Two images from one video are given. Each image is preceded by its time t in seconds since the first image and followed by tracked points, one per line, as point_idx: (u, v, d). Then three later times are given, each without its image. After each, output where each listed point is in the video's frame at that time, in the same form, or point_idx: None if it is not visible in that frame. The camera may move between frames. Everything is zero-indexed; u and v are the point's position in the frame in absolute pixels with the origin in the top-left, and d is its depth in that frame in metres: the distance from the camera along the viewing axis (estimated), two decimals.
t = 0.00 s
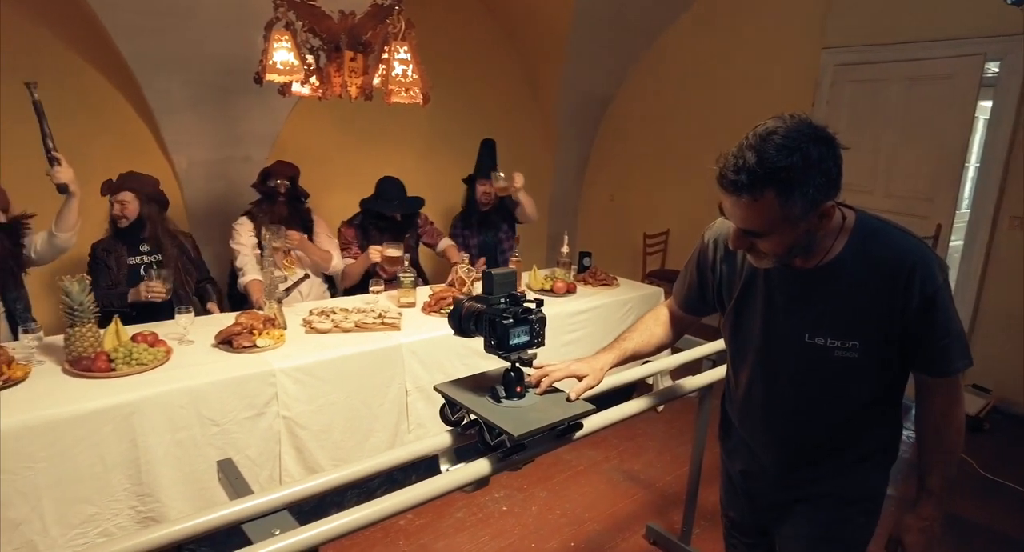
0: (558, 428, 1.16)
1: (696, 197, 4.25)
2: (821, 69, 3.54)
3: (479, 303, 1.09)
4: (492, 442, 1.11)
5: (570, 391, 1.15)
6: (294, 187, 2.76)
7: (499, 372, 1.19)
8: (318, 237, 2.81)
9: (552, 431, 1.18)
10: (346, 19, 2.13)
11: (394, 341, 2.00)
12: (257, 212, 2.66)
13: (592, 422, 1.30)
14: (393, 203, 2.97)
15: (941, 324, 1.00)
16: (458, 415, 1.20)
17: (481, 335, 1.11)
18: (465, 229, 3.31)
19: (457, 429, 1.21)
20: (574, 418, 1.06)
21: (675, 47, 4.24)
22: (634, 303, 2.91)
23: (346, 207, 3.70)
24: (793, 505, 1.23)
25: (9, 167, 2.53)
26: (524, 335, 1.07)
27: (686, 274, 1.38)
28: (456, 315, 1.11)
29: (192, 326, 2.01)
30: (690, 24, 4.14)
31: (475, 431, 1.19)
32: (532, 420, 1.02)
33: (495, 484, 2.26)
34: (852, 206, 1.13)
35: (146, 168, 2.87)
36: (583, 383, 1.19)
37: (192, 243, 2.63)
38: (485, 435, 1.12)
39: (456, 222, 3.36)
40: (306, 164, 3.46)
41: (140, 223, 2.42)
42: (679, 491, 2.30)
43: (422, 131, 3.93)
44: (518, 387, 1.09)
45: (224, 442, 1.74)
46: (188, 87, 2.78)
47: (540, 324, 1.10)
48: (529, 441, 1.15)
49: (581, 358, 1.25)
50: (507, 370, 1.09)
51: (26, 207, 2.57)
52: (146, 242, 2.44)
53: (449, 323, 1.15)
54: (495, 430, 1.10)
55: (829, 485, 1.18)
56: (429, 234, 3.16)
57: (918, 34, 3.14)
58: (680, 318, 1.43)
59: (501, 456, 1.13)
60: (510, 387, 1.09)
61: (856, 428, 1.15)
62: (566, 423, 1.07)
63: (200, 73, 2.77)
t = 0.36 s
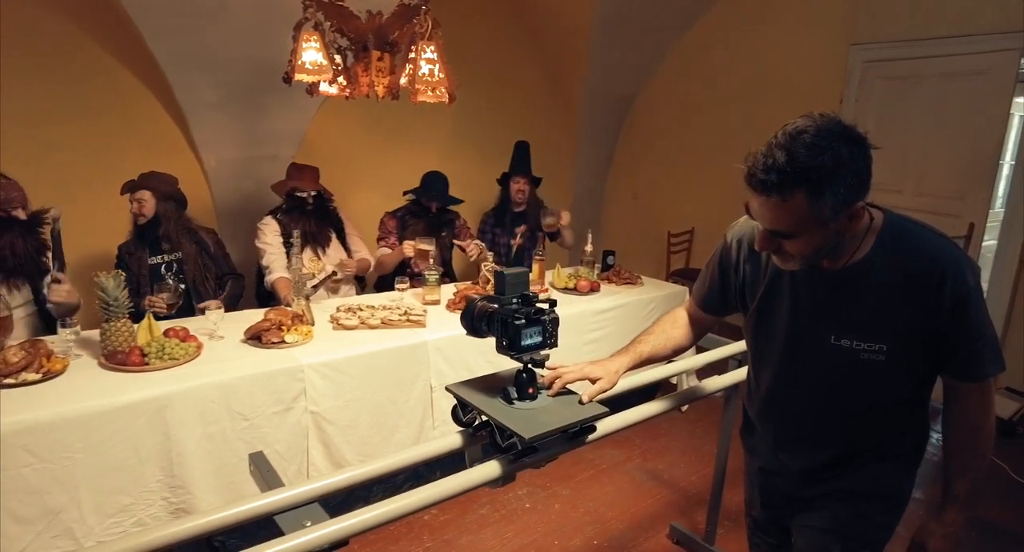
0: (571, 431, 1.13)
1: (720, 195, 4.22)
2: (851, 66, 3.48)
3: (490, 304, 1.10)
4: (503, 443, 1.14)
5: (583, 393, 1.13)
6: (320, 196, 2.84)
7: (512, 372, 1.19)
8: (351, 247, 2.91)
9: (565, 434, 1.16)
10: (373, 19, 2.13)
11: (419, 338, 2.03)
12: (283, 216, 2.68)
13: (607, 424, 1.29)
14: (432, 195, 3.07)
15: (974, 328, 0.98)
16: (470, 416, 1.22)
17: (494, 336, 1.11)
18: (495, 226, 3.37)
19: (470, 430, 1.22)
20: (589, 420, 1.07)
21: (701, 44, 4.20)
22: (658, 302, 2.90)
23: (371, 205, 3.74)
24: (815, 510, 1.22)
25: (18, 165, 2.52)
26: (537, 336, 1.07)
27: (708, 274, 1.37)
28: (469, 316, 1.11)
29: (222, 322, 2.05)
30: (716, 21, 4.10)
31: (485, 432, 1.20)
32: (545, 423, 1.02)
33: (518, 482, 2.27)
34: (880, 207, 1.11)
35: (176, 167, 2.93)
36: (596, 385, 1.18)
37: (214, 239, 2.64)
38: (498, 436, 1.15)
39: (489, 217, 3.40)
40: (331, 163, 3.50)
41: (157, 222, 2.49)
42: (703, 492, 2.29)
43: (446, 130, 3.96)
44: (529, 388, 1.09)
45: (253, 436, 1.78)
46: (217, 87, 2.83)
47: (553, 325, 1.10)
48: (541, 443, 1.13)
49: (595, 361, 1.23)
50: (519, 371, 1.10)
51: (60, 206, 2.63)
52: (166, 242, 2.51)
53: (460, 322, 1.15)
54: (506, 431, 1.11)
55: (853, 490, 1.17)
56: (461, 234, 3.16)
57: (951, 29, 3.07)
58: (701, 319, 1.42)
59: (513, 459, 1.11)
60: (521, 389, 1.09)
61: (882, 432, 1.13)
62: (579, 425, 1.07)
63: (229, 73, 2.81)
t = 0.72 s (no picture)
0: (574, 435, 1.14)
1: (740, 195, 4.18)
2: (874, 64, 3.42)
3: (493, 306, 1.10)
4: (503, 447, 1.13)
5: (586, 397, 1.13)
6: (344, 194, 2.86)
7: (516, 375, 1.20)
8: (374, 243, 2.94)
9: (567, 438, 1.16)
10: (393, 19, 2.14)
11: (438, 337, 2.04)
12: (308, 212, 2.73)
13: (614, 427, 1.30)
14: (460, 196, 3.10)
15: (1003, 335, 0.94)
16: (471, 419, 1.20)
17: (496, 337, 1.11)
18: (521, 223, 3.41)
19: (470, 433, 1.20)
20: (593, 424, 1.06)
21: (720, 42, 4.17)
22: (677, 302, 2.89)
23: (390, 205, 3.78)
24: (835, 522, 1.20)
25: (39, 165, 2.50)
26: (539, 338, 1.06)
27: (720, 279, 1.37)
28: (472, 316, 1.11)
29: (244, 320, 2.09)
30: (736, 19, 4.06)
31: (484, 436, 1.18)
32: (549, 426, 1.02)
33: (535, 480, 2.28)
34: (902, 212, 1.10)
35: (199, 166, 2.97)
36: (600, 390, 1.18)
37: (237, 240, 2.71)
38: (497, 440, 1.13)
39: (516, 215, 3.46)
40: (351, 163, 3.54)
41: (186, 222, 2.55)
42: (721, 493, 2.28)
43: (464, 129, 3.98)
44: (532, 392, 1.09)
45: (274, 432, 1.80)
46: (239, 88, 2.87)
47: (556, 327, 1.09)
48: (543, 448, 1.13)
49: (600, 365, 1.24)
50: (522, 373, 1.09)
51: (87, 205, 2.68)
52: (191, 242, 2.56)
53: (464, 322, 1.15)
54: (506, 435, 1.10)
55: (875, 503, 1.14)
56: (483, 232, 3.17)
57: (980, 26, 3.00)
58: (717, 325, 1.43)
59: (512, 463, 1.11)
60: (522, 393, 1.09)
61: (905, 444, 1.11)
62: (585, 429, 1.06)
63: (251, 74, 2.85)
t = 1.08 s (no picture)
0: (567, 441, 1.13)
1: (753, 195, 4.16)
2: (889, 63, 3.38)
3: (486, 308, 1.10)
4: (495, 452, 1.11)
5: (578, 403, 1.13)
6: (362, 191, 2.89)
7: (507, 379, 1.20)
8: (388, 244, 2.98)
9: (561, 444, 1.16)
10: (406, 20, 2.15)
11: (449, 336, 2.06)
12: (325, 208, 2.78)
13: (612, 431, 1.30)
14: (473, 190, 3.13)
15: (1006, 349, 0.93)
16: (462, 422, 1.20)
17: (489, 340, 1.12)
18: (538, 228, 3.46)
19: (461, 438, 1.19)
20: (587, 429, 1.06)
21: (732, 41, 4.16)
22: (689, 302, 2.89)
23: (401, 205, 3.80)
24: (842, 533, 1.19)
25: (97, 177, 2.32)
26: (532, 341, 1.07)
27: (722, 285, 1.38)
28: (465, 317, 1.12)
29: (258, 318, 2.11)
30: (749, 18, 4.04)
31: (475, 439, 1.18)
32: (539, 432, 1.01)
33: (545, 480, 2.29)
34: (906, 216, 1.10)
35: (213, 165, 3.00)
36: (593, 396, 1.18)
37: (251, 238, 2.80)
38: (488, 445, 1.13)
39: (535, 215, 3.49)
40: (363, 163, 3.57)
41: (201, 222, 2.59)
42: (731, 493, 2.28)
43: (475, 129, 4.00)
44: (524, 396, 1.09)
45: (287, 429, 1.82)
46: (254, 88, 2.90)
47: (549, 330, 1.09)
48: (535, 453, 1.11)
49: (594, 371, 1.25)
50: (515, 377, 1.09)
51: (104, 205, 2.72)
52: (205, 241, 2.61)
53: (458, 326, 1.17)
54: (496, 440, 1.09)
55: (886, 518, 1.13)
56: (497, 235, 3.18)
57: (996, 24, 2.98)
58: (719, 331, 1.43)
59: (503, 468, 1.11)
60: (516, 396, 1.09)
61: (913, 458, 1.10)
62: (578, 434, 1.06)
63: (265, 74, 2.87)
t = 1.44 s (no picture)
0: (557, 447, 1.15)
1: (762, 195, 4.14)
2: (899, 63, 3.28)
3: (476, 312, 1.10)
4: (483, 459, 1.12)
5: (569, 408, 1.13)
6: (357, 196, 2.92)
7: (498, 383, 1.21)
8: (396, 243, 3.06)
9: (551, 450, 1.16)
10: (416, 20, 2.16)
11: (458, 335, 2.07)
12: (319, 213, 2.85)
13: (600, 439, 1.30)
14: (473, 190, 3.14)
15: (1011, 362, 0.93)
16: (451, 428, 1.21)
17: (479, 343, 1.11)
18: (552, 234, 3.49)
19: (449, 443, 1.21)
20: (577, 436, 1.06)
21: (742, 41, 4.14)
22: (697, 302, 2.89)
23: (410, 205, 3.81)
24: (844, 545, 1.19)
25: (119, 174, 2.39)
26: (522, 345, 1.06)
27: (722, 289, 1.39)
28: (455, 321, 1.12)
29: (268, 317, 2.13)
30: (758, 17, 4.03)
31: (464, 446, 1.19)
32: (528, 438, 1.02)
33: (553, 480, 2.29)
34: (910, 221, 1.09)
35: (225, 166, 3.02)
36: (585, 401, 1.19)
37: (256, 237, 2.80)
38: (475, 453, 1.14)
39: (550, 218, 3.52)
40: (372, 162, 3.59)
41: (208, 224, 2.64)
42: (739, 495, 2.28)
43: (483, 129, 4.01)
44: (514, 401, 1.09)
45: (297, 428, 1.83)
46: (265, 88, 2.92)
47: (540, 335, 1.09)
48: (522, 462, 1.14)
49: (586, 378, 1.27)
50: (506, 380, 1.10)
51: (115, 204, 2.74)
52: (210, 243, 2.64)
53: (449, 329, 1.16)
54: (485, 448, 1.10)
55: (888, 530, 1.13)
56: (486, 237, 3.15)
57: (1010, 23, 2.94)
58: (718, 336, 1.42)
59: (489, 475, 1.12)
60: (505, 402, 1.10)
61: (917, 472, 1.09)
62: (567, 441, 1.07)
63: (276, 74, 2.90)
